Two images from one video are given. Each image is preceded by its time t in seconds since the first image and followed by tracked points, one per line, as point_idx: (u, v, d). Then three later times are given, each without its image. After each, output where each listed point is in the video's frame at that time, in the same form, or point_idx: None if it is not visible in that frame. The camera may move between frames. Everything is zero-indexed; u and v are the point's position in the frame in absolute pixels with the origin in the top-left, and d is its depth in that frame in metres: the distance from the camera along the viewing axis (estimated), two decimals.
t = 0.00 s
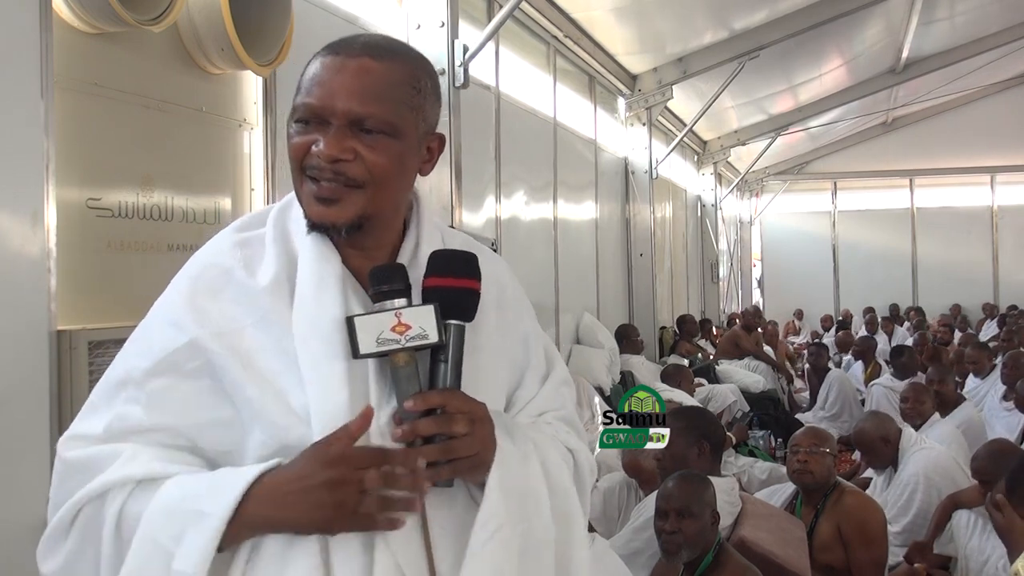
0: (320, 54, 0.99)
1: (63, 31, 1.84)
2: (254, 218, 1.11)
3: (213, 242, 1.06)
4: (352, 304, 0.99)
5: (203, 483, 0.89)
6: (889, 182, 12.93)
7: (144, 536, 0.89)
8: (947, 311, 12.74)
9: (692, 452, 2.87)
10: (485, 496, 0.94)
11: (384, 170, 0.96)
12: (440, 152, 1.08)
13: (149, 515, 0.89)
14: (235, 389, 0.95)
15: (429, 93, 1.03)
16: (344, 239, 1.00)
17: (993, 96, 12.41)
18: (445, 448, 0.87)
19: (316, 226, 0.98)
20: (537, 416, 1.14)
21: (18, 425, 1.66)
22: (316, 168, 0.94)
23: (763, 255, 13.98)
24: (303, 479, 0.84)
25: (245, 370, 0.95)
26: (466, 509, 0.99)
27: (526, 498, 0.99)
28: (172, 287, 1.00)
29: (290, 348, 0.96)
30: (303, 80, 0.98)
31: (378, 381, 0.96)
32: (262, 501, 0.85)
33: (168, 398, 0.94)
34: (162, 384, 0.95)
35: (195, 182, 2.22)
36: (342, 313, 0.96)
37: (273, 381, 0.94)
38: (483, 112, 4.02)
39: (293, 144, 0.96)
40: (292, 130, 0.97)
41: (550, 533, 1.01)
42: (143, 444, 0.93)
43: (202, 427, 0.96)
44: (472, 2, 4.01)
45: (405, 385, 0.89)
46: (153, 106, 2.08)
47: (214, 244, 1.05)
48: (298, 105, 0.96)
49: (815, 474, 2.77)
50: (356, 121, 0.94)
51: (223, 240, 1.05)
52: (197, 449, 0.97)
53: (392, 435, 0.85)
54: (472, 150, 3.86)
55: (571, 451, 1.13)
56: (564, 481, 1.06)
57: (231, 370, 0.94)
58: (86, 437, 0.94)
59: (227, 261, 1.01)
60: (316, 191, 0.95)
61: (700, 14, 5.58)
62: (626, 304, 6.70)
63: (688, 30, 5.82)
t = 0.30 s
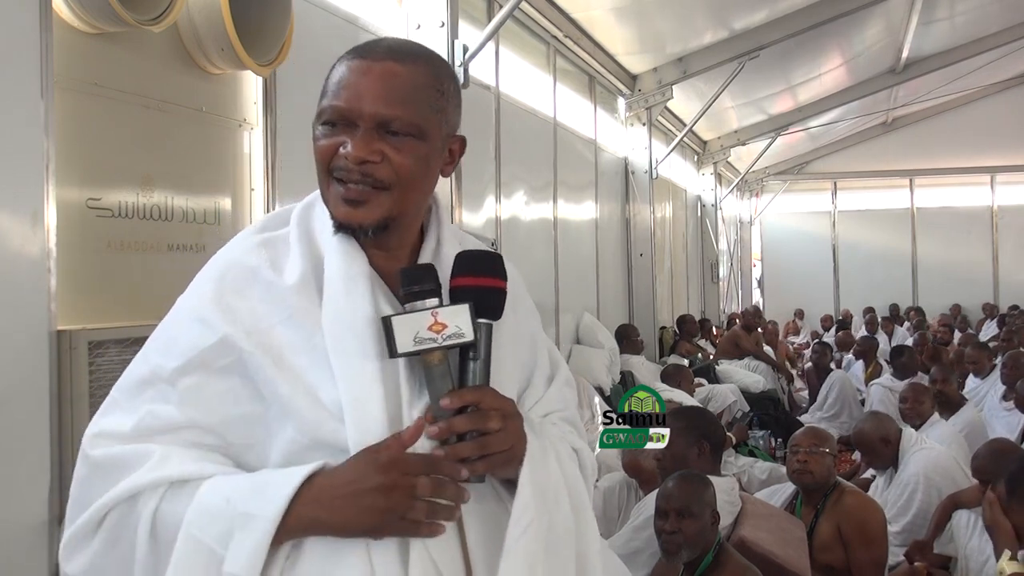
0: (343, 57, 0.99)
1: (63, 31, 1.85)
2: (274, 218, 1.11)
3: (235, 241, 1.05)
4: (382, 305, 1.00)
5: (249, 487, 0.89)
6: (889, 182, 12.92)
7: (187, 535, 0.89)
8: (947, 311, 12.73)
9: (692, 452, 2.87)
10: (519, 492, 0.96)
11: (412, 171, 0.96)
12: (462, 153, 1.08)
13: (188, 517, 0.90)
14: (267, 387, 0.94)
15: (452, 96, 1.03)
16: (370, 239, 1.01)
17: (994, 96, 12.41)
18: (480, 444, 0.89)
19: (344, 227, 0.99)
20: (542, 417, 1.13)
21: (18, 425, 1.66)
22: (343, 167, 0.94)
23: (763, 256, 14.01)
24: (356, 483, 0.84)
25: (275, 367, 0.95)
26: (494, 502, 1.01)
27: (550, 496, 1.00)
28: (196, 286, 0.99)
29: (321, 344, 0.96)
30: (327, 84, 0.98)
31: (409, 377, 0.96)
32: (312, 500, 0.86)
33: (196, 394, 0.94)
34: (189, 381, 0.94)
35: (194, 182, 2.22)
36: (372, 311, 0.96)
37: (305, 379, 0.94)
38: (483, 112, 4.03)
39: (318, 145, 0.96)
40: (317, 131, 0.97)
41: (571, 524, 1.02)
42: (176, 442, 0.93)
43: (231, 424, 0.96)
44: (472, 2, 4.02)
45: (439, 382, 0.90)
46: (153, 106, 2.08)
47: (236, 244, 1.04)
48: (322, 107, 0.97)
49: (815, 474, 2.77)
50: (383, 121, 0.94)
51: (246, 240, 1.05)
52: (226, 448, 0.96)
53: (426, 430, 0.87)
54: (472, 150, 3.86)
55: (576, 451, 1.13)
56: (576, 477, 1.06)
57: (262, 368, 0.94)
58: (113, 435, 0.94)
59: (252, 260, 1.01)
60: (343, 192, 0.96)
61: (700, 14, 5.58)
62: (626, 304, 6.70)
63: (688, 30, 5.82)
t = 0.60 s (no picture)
0: (368, 59, 0.96)
1: (63, 31, 1.85)
2: (290, 220, 1.08)
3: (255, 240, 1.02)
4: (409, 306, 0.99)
5: (274, 482, 0.85)
6: (889, 182, 12.93)
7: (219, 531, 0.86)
8: (947, 311, 12.72)
9: (691, 451, 2.87)
10: (550, 486, 0.97)
11: (462, 173, 0.96)
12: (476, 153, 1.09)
13: (217, 508, 0.86)
14: (290, 380, 0.92)
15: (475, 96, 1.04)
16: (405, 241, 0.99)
17: (993, 96, 12.41)
18: (514, 437, 0.87)
19: (397, 234, 0.96)
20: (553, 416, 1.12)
21: (18, 425, 1.66)
22: (404, 174, 0.92)
23: (763, 256, 14.02)
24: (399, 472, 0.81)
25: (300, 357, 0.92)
26: (519, 500, 1.01)
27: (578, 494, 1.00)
28: (219, 283, 0.96)
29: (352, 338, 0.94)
30: (365, 90, 0.94)
31: (435, 372, 0.97)
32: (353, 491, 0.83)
33: (220, 387, 0.91)
34: (215, 375, 0.90)
35: (195, 182, 2.22)
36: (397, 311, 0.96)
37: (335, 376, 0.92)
38: (483, 112, 4.03)
39: (368, 154, 0.93)
40: (362, 139, 0.94)
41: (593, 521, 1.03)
42: (200, 435, 0.89)
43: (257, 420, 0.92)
44: (472, 2, 4.02)
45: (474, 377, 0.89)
46: (153, 106, 2.08)
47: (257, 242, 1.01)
48: (366, 114, 0.94)
49: (815, 474, 2.77)
50: (437, 124, 0.93)
51: (267, 239, 1.02)
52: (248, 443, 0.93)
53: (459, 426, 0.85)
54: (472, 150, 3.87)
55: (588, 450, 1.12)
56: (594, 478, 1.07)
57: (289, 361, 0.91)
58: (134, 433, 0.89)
59: (274, 258, 0.98)
60: (400, 199, 0.94)
61: (700, 14, 5.58)
62: (626, 304, 6.69)
63: (688, 30, 5.82)
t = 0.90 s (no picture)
0: (389, 66, 0.95)
1: (63, 31, 1.85)
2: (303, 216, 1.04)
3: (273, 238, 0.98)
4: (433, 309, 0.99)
5: (346, 417, 0.80)
6: (889, 182, 12.92)
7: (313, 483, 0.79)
8: (947, 311, 12.71)
9: (689, 452, 2.87)
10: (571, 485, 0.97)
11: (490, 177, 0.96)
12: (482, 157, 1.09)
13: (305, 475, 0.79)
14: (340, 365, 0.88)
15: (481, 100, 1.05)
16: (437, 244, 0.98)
17: (994, 96, 12.41)
18: (540, 437, 0.89)
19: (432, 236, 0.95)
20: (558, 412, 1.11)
21: (18, 425, 1.66)
22: (446, 179, 0.91)
23: (763, 256, 14.03)
24: (452, 317, 0.80)
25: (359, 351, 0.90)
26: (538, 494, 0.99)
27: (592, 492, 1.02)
28: (255, 274, 0.92)
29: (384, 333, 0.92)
30: (389, 95, 0.93)
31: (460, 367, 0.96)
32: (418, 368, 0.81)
33: (285, 370, 0.86)
34: (276, 366, 0.85)
35: (194, 182, 2.22)
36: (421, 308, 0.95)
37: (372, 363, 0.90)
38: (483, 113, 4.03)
39: (404, 161, 0.92)
40: (395, 146, 0.92)
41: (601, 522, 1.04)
42: (270, 420, 0.83)
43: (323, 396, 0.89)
44: (472, 2, 4.02)
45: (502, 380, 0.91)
46: (153, 106, 2.08)
47: (280, 237, 0.97)
48: (399, 121, 0.92)
49: (815, 474, 2.77)
50: (471, 132, 0.93)
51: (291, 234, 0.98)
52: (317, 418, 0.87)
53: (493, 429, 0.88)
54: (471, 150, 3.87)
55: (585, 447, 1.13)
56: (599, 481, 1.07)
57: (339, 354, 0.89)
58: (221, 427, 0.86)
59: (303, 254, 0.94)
60: (438, 203, 0.92)
61: (700, 14, 5.58)
62: (626, 304, 6.69)
63: (688, 30, 5.81)
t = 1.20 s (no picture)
0: (407, 71, 0.95)
1: (63, 31, 1.85)
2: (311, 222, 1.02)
3: (280, 252, 0.97)
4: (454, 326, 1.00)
5: (416, 465, 0.82)
6: (889, 182, 12.92)
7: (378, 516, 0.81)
8: (947, 311, 12.71)
9: (686, 449, 2.90)
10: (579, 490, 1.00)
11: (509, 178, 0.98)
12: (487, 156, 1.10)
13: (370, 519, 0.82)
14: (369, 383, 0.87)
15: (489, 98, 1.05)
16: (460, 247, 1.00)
17: (993, 96, 12.41)
18: (557, 436, 0.91)
19: (456, 238, 0.96)
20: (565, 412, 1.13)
21: (17, 425, 1.66)
22: (473, 184, 0.93)
23: (763, 256, 14.04)
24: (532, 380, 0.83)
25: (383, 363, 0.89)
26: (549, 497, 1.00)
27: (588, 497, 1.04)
28: (274, 297, 0.90)
29: (409, 345, 0.91)
30: (407, 101, 0.94)
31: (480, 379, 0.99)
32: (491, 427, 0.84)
33: (318, 393, 0.86)
34: (310, 390, 0.86)
35: (194, 182, 2.22)
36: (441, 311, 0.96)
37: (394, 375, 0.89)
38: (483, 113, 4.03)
39: (429, 168, 0.93)
40: (419, 153, 0.93)
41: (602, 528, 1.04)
42: (321, 462, 0.83)
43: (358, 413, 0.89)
44: (472, 2, 4.02)
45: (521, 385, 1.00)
46: (153, 106, 2.08)
47: (291, 251, 0.95)
48: (423, 128, 0.93)
49: (815, 474, 2.77)
50: (494, 138, 0.95)
51: (302, 248, 0.96)
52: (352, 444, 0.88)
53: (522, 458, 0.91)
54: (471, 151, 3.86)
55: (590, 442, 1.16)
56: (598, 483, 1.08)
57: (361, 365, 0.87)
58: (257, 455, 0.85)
59: (321, 268, 0.93)
60: (463, 208, 0.94)
61: (700, 14, 5.58)
62: (626, 304, 6.69)
63: (688, 30, 5.81)
